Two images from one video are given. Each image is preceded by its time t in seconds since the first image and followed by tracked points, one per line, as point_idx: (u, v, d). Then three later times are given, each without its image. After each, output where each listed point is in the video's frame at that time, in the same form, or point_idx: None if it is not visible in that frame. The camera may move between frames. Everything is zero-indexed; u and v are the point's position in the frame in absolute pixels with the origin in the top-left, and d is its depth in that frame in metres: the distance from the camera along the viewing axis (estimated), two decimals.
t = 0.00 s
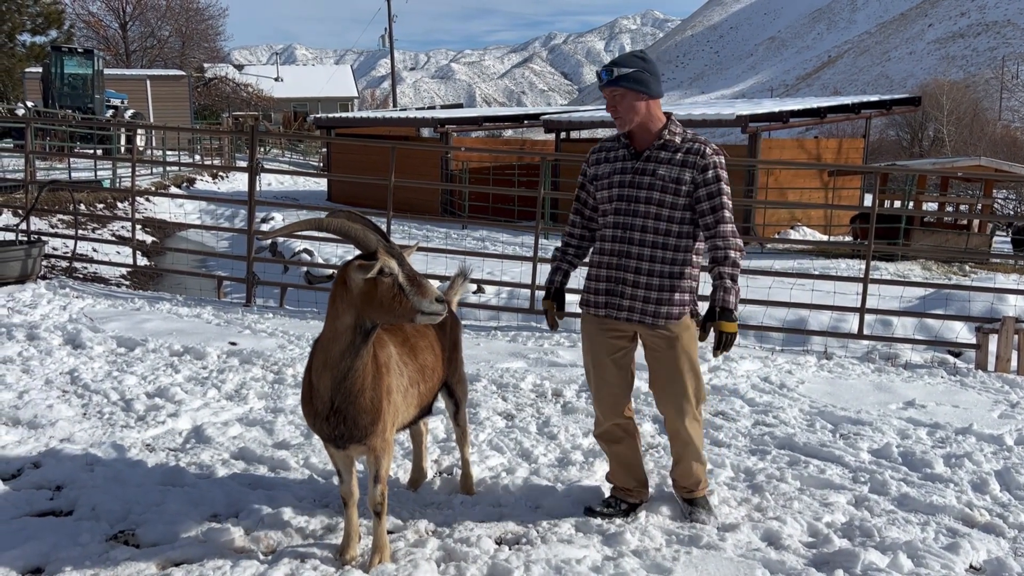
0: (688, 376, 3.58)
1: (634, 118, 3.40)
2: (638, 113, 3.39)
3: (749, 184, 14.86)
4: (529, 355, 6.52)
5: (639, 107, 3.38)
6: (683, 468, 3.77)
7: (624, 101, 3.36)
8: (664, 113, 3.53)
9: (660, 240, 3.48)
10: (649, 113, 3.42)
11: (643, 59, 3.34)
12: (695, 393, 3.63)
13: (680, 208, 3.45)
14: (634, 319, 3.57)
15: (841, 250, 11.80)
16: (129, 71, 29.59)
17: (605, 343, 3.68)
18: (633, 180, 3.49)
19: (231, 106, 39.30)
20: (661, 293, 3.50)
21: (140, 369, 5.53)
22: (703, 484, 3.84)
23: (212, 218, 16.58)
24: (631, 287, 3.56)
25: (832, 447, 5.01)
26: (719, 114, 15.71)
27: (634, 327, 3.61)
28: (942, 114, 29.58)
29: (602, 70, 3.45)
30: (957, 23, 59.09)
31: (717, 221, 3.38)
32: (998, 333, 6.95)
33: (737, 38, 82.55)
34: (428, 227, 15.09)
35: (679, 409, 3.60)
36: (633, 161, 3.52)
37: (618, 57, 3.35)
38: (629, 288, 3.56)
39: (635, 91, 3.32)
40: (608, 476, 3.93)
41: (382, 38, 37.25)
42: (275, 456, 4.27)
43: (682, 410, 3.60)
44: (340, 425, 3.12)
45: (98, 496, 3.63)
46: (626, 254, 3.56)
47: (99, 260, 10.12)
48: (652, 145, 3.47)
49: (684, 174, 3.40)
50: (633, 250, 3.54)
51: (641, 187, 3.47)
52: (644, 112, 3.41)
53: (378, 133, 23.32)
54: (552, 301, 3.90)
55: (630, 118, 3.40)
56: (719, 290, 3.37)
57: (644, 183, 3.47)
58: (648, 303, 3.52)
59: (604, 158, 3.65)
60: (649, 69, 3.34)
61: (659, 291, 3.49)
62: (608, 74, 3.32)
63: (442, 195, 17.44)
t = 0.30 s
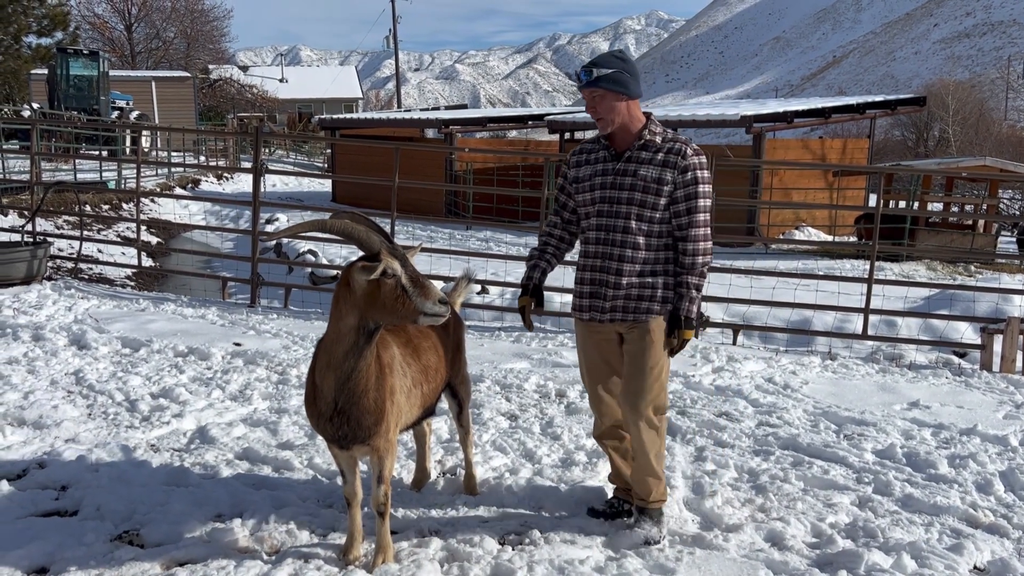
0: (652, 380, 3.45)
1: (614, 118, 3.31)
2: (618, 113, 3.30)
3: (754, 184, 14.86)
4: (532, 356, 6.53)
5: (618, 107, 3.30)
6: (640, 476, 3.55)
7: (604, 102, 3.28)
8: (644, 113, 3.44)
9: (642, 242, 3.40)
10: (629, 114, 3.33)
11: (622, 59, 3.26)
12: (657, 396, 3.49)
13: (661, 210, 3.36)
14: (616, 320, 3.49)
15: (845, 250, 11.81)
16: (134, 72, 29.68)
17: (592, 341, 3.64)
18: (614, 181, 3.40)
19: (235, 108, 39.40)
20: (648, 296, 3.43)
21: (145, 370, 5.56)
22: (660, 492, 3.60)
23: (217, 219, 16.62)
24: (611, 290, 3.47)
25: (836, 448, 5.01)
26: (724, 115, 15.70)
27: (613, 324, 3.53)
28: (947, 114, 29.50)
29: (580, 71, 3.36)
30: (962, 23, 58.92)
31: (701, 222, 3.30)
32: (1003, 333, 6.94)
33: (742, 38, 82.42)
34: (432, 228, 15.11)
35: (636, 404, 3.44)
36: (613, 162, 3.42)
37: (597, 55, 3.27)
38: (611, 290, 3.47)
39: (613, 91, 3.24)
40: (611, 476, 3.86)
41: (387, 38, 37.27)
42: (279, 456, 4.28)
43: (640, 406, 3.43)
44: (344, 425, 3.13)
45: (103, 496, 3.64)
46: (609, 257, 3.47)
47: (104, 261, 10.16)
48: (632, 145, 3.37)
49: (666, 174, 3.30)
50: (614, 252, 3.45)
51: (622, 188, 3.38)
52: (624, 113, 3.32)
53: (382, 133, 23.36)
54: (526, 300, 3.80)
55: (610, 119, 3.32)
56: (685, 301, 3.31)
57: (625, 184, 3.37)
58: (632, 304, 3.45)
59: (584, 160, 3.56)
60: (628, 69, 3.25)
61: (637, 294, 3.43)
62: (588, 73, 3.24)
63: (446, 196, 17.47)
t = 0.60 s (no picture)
0: (648, 391, 3.43)
1: (606, 120, 3.30)
2: (610, 115, 3.29)
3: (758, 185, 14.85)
4: (536, 356, 6.54)
5: (610, 110, 3.29)
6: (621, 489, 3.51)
7: (595, 104, 3.27)
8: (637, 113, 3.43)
9: (632, 247, 3.39)
10: (622, 116, 3.32)
11: (615, 61, 3.23)
12: (651, 404, 3.46)
13: (651, 213, 3.33)
14: (607, 326, 3.45)
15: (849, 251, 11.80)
16: (140, 74, 29.76)
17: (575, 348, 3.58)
18: (604, 184, 3.39)
19: (241, 109, 39.50)
20: (642, 299, 3.40)
21: (150, 370, 5.58)
22: (642, 513, 3.56)
23: (222, 219, 16.69)
24: (603, 294, 3.44)
25: (840, 448, 5.01)
26: (728, 115, 15.70)
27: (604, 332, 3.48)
28: (953, 114, 29.41)
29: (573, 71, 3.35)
30: (968, 23, 58.76)
31: (693, 224, 3.24)
32: (1007, 334, 6.93)
33: (747, 38, 82.33)
34: (436, 229, 15.13)
35: (631, 416, 3.43)
36: (604, 164, 3.42)
37: (590, 56, 3.25)
38: (602, 295, 3.44)
39: (606, 93, 3.23)
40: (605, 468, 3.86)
41: (392, 39, 37.31)
42: (283, 456, 4.30)
43: (635, 419, 3.42)
44: (346, 425, 3.14)
45: (107, 496, 3.66)
46: (599, 259, 3.46)
47: (110, 262, 10.20)
48: (623, 147, 3.36)
49: (655, 177, 3.29)
50: (605, 254, 3.44)
51: (612, 191, 3.37)
52: (616, 115, 3.31)
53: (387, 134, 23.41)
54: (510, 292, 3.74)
55: (601, 121, 3.31)
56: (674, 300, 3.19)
57: (615, 187, 3.36)
58: (623, 310, 3.41)
59: (575, 161, 3.55)
60: (621, 72, 3.24)
61: (629, 299, 3.40)
62: (581, 73, 3.22)
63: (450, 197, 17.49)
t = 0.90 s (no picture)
0: (648, 386, 3.42)
1: (591, 120, 3.26)
2: (594, 114, 3.25)
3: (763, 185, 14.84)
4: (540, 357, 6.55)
5: (594, 108, 3.24)
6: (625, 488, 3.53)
7: (579, 104, 3.22)
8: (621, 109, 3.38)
9: (626, 245, 3.34)
10: (605, 114, 3.27)
11: (595, 58, 3.17)
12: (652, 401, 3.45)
13: (643, 209, 3.30)
14: (604, 327, 3.42)
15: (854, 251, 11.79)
16: (145, 75, 29.85)
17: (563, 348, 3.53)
18: (594, 183, 3.33)
19: (246, 110, 39.60)
20: (636, 298, 3.38)
21: (155, 370, 5.59)
22: (646, 512, 3.56)
23: (227, 220, 16.74)
24: (598, 294, 3.40)
25: (844, 449, 5.01)
26: (733, 115, 15.68)
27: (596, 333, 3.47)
28: (959, 114, 29.35)
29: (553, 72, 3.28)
30: (974, 23, 58.60)
31: (684, 218, 3.24)
32: (1013, 335, 6.92)
33: (752, 38, 82.22)
34: (441, 230, 15.15)
35: (632, 416, 3.42)
36: (591, 163, 3.36)
37: (570, 55, 3.19)
38: (597, 295, 3.40)
39: (590, 94, 3.17)
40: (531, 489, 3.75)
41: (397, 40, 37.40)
42: (287, 456, 4.31)
43: (638, 417, 3.41)
44: (350, 425, 3.14)
45: (112, 495, 3.67)
46: (592, 260, 3.40)
47: (115, 262, 10.23)
48: (611, 145, 3.32)
49: (646, 173, 3.26)
50: (597, 254, 3.39)
51: (602, 189, 3.32)
52: (600, 113, 3.26)
53: (391, 134, 23.45)
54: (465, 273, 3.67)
55: (585, 121, 3.26)
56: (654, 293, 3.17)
57: (605, 185, 3.31)
58: (619, 309, 3.39)
59: (560, 161, 3.48)
60: (603, 68, 3.18)
61: (625, 299, 3.38)
62: (563, 75, 3.16)
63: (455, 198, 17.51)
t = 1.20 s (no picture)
0: (634, 386, 3.41)
1: (554, 121, 3.20)
2: (556, 116, 3.19)
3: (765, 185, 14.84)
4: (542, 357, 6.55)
5: (555, 109, 3.18)
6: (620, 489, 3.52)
7: (540, 107, 3.15)
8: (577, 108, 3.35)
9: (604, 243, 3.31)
10: (566, 114, 3.23)
11: (551, 58, 3.13)
12: (641, 399, 3.46)
13: (617, 204, 3.29)
14: (588, 328, 3.38)
15: (857, 252, 11.79)
16: (148, 75, 29.87)
17: (546, 355, 3.47)
18: (565, 184, 3.27)
19: (248, 109, 39.63)
20: (620, 294, 3.37)
21: (158, 370, 5.59)
22: (647, 511, 3.57)
23: (230, 220, 16.75)
24: (582, 295, 3.34)
25: (847, 450, 5.00)
26: (736, 115, 15.67)
27: (578, 336, 3.42)
28: (962, 115, 29.31)
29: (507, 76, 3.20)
30: (977, 23, 58.52)
31: (658, 207, 3.28)
32: (1016, 335, 6.92)
33: (754, 39, 82.12)
34: (443, 230, 15.16)
35: (623, 416, 3.42)
36: (558, 165, 3.29)
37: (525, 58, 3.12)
38: (582, 297, 3.34)
39: (551, 94, 3.12)
40: (527, 499, 3.72)
41: (399, 40, 37.42)
42: (290, 456, 4.32)
43: (629, 416, 3.41)
44: (354, 427, 3.14)
45: (116, 495, 3.67)
46: (572, 262, 3.33)
47: (118, 262, 10.24)
48: (575, 144, 3.27)
49: (616, 167, 3.24)
50: (577, 256, 3.32)
51: (574, 189, 3.26)
52: (562, 114, 3.21)
53: (393, 134, 23.46)
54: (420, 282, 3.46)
55: (548, 123, 3.19)
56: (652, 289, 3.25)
57: (577, 185, 3.26)
58: (604, 307, 3.36)
59: (522, 165, 3.40)
60: (559, 68, 3.13)
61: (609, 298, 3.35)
62: (523, 78, 3.09)
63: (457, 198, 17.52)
